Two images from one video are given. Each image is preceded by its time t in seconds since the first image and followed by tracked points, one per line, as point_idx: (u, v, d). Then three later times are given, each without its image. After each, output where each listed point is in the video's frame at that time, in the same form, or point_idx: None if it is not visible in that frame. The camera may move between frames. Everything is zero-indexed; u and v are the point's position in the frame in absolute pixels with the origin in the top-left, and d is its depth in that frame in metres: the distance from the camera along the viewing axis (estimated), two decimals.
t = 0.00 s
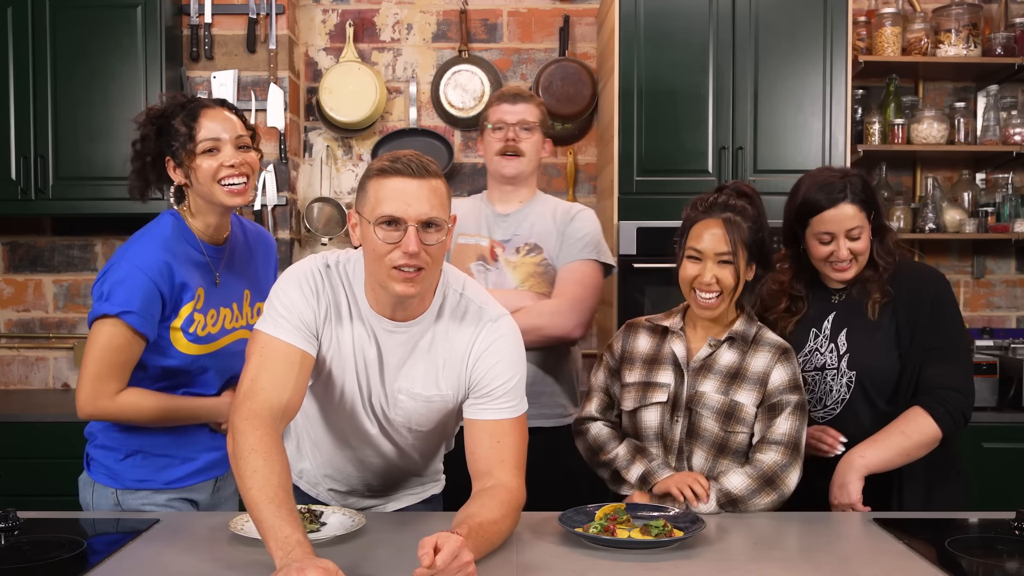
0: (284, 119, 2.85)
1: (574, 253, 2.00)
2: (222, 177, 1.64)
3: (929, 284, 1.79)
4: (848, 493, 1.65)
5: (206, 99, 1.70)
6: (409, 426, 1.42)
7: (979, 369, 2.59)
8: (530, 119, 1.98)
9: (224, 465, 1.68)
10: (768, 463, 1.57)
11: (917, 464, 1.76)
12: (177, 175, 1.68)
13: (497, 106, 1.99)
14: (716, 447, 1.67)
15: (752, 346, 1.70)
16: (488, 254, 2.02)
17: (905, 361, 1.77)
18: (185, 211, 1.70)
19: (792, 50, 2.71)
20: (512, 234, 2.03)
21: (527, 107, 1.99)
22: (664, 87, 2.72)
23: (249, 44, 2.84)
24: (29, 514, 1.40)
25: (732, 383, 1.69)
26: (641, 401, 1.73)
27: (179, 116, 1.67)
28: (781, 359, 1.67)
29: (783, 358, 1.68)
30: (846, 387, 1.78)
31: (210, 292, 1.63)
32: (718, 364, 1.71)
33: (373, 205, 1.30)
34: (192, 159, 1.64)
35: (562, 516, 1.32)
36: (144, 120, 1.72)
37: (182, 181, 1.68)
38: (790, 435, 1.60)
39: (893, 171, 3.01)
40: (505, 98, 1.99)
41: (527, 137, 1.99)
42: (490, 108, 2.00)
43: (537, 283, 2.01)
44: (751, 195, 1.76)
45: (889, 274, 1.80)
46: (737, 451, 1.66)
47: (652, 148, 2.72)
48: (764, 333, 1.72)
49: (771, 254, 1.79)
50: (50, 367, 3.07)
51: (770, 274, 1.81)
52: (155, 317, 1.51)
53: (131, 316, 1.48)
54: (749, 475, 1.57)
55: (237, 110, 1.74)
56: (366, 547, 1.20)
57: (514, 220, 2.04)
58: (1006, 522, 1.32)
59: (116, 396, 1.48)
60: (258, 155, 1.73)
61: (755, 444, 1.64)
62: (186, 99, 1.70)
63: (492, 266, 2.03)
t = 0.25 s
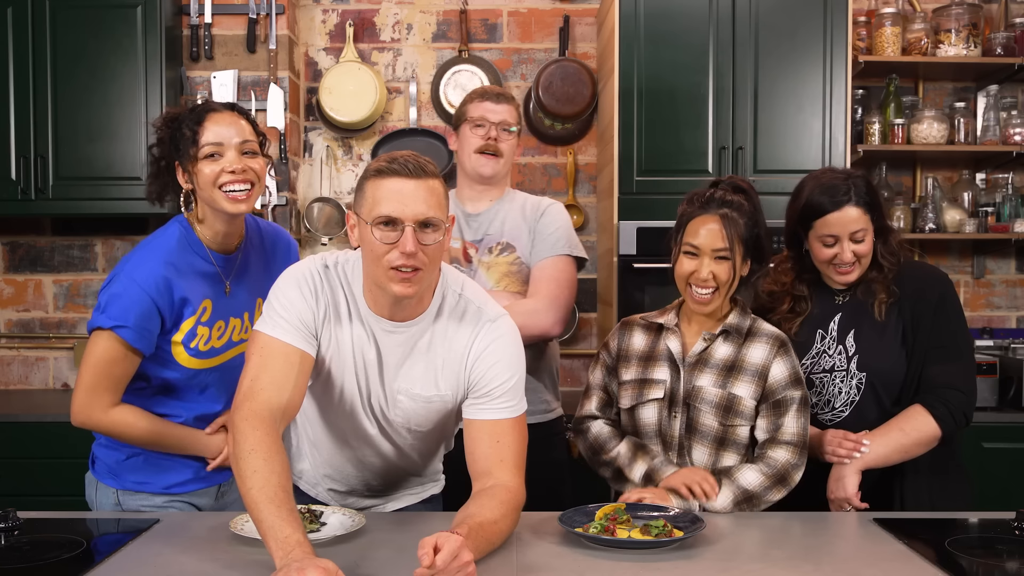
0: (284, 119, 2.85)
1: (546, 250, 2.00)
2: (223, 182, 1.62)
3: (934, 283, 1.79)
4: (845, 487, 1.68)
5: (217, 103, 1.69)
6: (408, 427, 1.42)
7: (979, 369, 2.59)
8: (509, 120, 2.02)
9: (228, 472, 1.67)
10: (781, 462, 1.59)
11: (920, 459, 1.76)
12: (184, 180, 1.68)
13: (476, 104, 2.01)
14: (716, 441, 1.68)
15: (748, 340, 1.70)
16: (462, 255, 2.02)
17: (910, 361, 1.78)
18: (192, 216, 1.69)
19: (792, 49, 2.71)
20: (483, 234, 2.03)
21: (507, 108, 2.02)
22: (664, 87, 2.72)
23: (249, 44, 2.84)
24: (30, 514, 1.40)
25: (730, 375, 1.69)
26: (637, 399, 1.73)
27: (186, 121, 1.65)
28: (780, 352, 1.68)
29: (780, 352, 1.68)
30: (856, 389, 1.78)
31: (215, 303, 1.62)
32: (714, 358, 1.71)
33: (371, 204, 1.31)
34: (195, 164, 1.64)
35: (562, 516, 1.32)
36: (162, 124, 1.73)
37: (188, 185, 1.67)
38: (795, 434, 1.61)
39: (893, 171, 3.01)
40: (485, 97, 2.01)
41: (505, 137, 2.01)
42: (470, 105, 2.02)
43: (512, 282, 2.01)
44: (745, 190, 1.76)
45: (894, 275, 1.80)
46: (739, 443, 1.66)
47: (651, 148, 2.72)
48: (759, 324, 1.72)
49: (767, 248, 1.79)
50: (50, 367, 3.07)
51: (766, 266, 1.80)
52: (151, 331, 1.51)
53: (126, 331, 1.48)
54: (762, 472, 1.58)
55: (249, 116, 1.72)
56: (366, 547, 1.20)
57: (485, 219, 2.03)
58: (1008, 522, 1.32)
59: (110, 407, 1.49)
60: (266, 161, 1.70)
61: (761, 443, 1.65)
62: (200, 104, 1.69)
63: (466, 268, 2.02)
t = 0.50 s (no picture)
0: (284, 119, 2.85)
1: (536, 251, 2.01)
2: (221, 190, 1.59)
3: (935, 284, 1.79)
4: (846, 484, 1.67)
5: (224, 109, 1.66)
6: (408, 427, 1.42)
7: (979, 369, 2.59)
8: (489, 119, 2.01)
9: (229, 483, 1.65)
10: (775, 460, 1.61)
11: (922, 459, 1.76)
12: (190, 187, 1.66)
13: (456, 106, 2.01)
14: (721, 441, 1.68)
15: (748, 339, 1.71)
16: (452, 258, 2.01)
17: (913, 362, 1.78)
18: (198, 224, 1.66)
19: (792, 50, 2.71)
20: (471, 236, 2.02)
21: (487, 107, 2.02)
22: (664, 87, 2.72)
23: (249, 44, 2.84)
24: (30, 514, 1.40)
25: (733, 375, 1.69)
26: (640, 401, 1.73)
27: (193, 128, 1.63)
28: (781, 350, 1.69)
29: (782, 349, 1.69)
30: (859, 391, 1.78)
31: (218, 315, 1.59)
32: (715, 358, 1.71)
33: (370, 204, 1.31)
34: (196, 169, 1.61)
35: (562, 516, 1.32)
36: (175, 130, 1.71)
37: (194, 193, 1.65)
38: (792, 430, 1.64)
39: (892, 171, 3.02)
40: (465, 98, 2.01)
41: (487, 138, 2.01)
42: (450, 107, 2.01)
43: (501, 284, 2.02)
44: (743, 189, 1.77)
45: (895, 276, 1.81)
46: (742, 443, 1.67)
47: (651, 148, 2.72)
48: (759, 322, 1.72)
49: (763, 244, 1.79)
50: (50, 367, 3.07)
51: (763, 263, 1.80)
52: (149, 344, 1.51)
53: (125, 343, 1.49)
54: (759, 472, 1.61)
55: (256, 121, 1.68)
56: (366, 547, 1.20)
57: (471, 220, 2.02)
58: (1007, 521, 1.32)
59: (109, 418, 1.51)
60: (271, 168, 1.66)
61: (759, 440, 1.67)
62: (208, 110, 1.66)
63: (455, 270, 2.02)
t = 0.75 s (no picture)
0: (284, 119, 2.85)
1: (537, 252, 2.02)
2: (218, 188, 1.58)
3: (937, 284, 1.79)
4: (855, 482, 1.65)
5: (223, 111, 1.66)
6: (408, 427, 1.42)
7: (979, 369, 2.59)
8: (485, 120, 2.02)
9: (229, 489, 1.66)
10: (773, 461, 1.62)
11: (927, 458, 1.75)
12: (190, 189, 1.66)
13: (452, 107, 2.01)
14: (720, 441, 1.68)
15: (748, 338, 1.70)
16: (454, 259, 2.01)
17: (917, 363, 1.78)
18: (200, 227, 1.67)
19: (792, 50, 2.71)
20: (472, 236, 2.02)
21: (482, 108, 2.02)
22: (664, 87, 2.72)
23: (249, 44, 2.84)
24: (30, 515, 1.40)
25: (732, 375, 1.69)
26: (640, 402, 1.73)
27: (192, 131, 1.64)
28: (780, 350, 1.69)
29: (781, 349, 1.69)
30: (860, 392, 1.78)
31: (219, 322, 1.59)
32: (715, 358, 1.71)
33: (369, 204, 1.31)
34: (194, 169, 1.61)
35: (562, 516, 1.32)
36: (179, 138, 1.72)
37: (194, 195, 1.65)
38: (790, 430, 1.64)
39: (892, 171, 3.02)
40: (460, 100, 2.01)
41: (484, 138, 2.01)
42: (445, 108, 2.02)
43: (505, 285, 2.03)
44: (743, 189, 1.77)
45: (896, 276, 1.81)
46: (741, 443, 1.67)
47: (651, 148, 2.72)
48: (759, 321, 1.72)
49: (762, 244, 1.78)
50: (50, 367, 3.07)
51: (763, 263, 1.80)
52: (151, 352, 1.51)
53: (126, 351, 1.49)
54: (756, 472, 1.61)
55: (256, 123, 1.68)
56: (366, 547, 1.20)
57: (471, 221, 2.02)
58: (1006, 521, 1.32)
59: (111, 425, 1.51)
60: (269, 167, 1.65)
61: (756, 441, 1.67)
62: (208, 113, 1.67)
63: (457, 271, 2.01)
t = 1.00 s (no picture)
0: (284, 119, 2.85)
1: (549, 253, 2.03)
2: (214, 174, 1.60)
3: (937, 283, 1.80)
4: (847, 477, 1.69)
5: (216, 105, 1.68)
6: (408, 427, 1.42)
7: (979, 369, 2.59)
8: (496, 121, 2.01)
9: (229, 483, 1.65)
10: (770, 458, 1.63)
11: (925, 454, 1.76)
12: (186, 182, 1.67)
13: (464, 108, 2.00)
14: (719, 440, 1.68)
15: (747, 337, 1.71)
16: (465, 259, 2.01)
17: (915, 360, 1.78)
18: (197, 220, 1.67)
19: (792, 49, 2.71)
20: (484, 237, 2.02)
21: (494, 109, 2.02)
22: (664, 86, 2.72)
23: (250, 44, 2.84)
24: (30, 514, 1.40)
25: (731, 374, 1.69)
26: (640, 402, 1.73)
27: (186, 126, 1.65)
28: (779, 349, 1.69)
29: (781, 347, 1.69)
30: (863, 390, 1.77)
31: (217, 313, 1.59)
32: (714, 357, 1.71)
33: (370, 204, 1.31)
34: (189, 159, 1.62)
35: (562, 516, 1.32)
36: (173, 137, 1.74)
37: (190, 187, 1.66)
38: (787, 428, 1.64)
39: (892, 171, 3.02)
40: (471, 100, 2.00)
41: (496, 140, 2.01)
42: (456, 109, 2.01)
43: (516, 285, 2.03)
44: (741, 187, 1.77)
45: (897, 276, 1.81)
46: (739, 442, 1.67)
47: (651, 148, 2.72)
48: (759, 319, 1.72)
49: (761, 241, 1.78)
50: (50, 367, 3.07)
51: (762, 261, 1.79)
52: (151, 342, 1.51)
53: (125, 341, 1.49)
54: (755, 473, 1.62)
55: (249, 115, 1.70)
56: (366, 547, 1.20)
57: (484, 221, 2.03)
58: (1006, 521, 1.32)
59: (114, 419, 1.51)
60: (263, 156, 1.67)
61: (754, 439, 1.67)
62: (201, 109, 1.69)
63: (469, 271, 2.01)
